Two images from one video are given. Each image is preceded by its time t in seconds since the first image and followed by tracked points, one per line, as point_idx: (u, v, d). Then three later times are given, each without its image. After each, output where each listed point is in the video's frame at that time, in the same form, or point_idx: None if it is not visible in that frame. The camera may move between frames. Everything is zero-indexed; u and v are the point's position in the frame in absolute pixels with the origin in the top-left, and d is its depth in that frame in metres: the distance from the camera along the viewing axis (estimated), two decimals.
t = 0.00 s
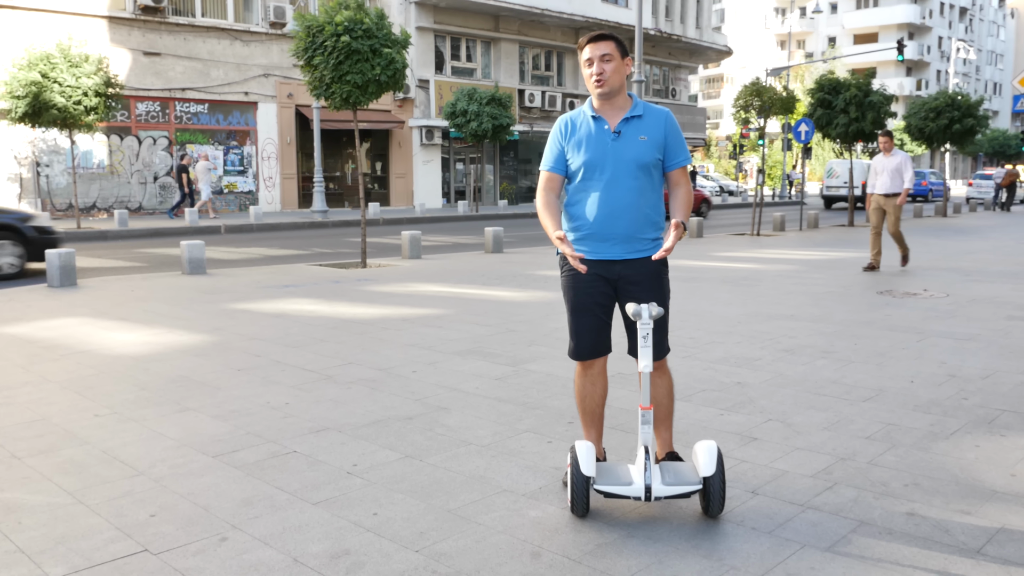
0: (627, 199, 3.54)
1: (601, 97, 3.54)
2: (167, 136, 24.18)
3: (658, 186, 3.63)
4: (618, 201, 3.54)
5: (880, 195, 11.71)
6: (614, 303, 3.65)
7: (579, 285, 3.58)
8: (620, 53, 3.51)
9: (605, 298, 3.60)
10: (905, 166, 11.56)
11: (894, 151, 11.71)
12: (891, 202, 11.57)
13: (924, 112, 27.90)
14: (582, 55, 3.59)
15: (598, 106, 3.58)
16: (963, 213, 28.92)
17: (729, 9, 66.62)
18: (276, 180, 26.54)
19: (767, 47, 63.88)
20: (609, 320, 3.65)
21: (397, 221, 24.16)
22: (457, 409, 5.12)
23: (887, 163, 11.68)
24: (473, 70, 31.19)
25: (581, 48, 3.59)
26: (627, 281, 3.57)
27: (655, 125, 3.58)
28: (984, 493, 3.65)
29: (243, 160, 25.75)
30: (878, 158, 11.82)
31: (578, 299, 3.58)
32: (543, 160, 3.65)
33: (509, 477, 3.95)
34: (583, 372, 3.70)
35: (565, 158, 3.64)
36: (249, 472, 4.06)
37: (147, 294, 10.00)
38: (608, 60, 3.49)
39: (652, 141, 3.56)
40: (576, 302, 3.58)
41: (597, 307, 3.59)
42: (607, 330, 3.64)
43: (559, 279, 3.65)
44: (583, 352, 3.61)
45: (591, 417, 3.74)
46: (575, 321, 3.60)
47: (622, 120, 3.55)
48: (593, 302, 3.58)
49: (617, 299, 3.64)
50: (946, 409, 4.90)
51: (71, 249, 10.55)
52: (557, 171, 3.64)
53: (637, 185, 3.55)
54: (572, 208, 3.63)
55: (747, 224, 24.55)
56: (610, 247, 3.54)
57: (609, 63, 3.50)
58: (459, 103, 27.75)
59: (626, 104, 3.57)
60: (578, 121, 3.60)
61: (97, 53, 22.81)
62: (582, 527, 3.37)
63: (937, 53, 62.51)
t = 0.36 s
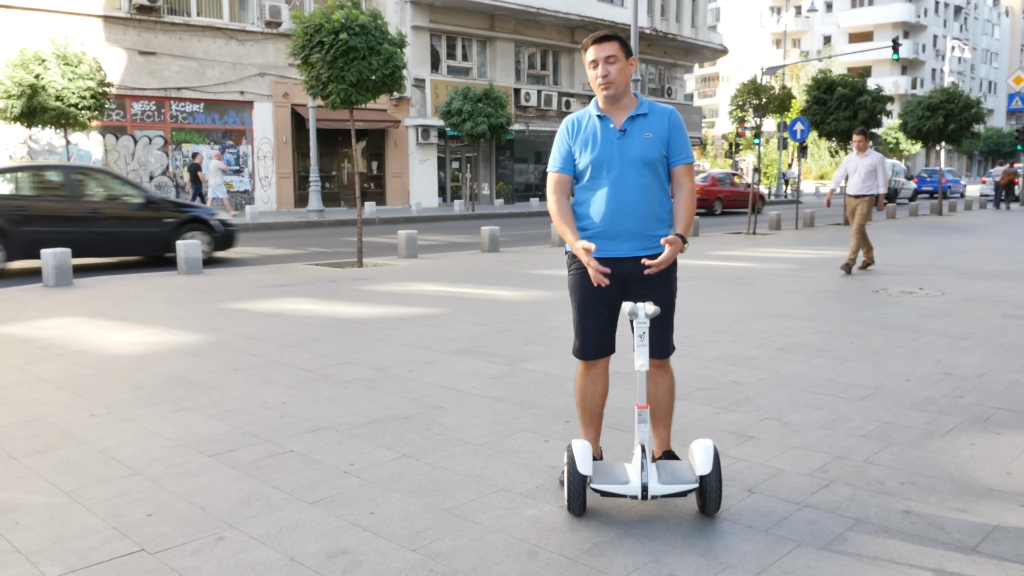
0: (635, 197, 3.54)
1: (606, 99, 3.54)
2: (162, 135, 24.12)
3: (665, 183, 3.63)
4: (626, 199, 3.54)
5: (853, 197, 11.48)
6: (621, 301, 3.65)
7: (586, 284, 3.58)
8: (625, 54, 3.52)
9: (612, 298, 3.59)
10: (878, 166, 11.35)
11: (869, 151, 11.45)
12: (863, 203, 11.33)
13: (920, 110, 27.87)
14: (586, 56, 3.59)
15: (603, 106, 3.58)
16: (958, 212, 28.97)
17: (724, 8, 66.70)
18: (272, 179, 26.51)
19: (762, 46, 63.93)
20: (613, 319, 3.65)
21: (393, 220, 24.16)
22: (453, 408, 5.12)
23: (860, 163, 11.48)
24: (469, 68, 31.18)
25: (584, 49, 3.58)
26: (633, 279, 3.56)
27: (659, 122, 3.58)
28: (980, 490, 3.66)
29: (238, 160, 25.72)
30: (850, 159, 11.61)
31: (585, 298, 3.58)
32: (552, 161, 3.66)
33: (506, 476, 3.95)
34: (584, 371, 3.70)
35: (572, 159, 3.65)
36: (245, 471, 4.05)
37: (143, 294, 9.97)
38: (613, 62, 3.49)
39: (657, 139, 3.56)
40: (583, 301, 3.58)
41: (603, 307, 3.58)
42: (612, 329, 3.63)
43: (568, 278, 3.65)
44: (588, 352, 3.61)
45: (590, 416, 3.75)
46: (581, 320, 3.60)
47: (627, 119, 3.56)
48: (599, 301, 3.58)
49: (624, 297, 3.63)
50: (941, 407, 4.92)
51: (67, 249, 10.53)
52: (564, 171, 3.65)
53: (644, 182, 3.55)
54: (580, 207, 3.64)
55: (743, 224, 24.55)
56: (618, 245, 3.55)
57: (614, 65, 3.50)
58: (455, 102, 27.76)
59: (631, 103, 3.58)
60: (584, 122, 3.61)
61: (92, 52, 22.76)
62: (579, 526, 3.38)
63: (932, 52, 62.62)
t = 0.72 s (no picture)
0: (646, 199, 3.55)
1: (612, 111, 3.52)
2: (163, 136, 24.11)
3: (679, 183, 3.62)
4: (639, 203, 3.55)
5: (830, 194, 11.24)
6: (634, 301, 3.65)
7: (598, 285, 3.58)
8: (628, 68, 3.43)
9: (624, 297, 3.59)
10: (853, 162, 11.06)
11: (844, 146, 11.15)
12: (840, 201, 11.10)
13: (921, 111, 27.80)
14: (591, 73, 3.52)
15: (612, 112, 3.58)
16: (959, 212, 28.92)
17: (725, 8, 66.73)
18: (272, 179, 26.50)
19: (763, 46, 63.93)
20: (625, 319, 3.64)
21: (393, 220, 24.16)
22: (455, 408, 5.12)
23: (837, 160, 11.18)
24: (470, 69, 31.20)
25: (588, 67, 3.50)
26: (645, 278, 3.56)
27: (668, 122, 3.57)
28: (981, 490, 3.66)
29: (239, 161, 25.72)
30: (827, 156, 11.36)
31: (597, 298, 3.58)
32: (564, 168, 3.69)
33: (507, 476, 3.95)
34: (592, 372, 3.70)
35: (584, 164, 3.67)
36: (247, 472, 4.05)
37: (144, 294, 9.97)
38: (617, 82, 3.42)
39: (666, 139, 3.56)
40: (595, 302, 3.58)
41: (615, 306, 3.57)
42: (624, 329, 3.62)
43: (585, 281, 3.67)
44: (599, 352, 3.61)
45: (594, 417, 3.74)
46: (593, 319, 3.60)
47: (636, 122, 3.56)
48: (611, 301, 3.57)
49: (637, 297, 3.63)
50: (943, 408, 4.91)
51: (68, 249, 10.52)
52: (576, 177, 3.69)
53: (655, 185, 3.56)
54: (594, 211, 3.66)
55: (745, 224, 24.51)
56: (632, 247, 3.55)
57: (615, 82, 3.43)
58: (456, 103, 27.75)
59: (641, 105, 3.56)
60: (594, 127, 3.63)
61: (93, 53, 22.78)
62: (580, 526, 3.38)
63: (933, 52, 62.59)
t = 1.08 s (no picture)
0: (641, 203, 3.55)
1: (613, 113, 3.51)
2: (161, 136, 24.12)
3: (675, 187, 3.62)
4: (633, 206, 3.56)
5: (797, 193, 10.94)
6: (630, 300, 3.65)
7: (593, 283, 3.60)
8: (631, 71, 3.41)
9: (620, 296, 3.60)
10: (821, 160, 10.77)
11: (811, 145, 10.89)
12: (807, 200, 10.79)
13: (921, 110, 27.78)
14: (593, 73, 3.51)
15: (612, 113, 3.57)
16: (958, 211, 28.89)
17: (723, 7, 66.76)
18: (271, 180, 26.49)
19: (762, 46, 63.95)
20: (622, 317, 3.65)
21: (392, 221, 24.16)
22: (454, 408, 5.13)
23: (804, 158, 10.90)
24: (468, 69, 31.21)
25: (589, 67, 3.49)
26: (640, 278, 3.58)
27: (668, 126, 3.56)
28: (981, 489, 3.66)
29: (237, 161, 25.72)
30: (794, 153, 11.06)
31: (592, 296, 3.59)
32: (563, 163, 3.70)
33: (506, 477, 3.95)
34: (590, 368, 3.70)
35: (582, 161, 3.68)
36: (246, 472, 4.05)
37: (143, 295, 9.96)
38: (619, 87, 3.41)
39: (664, 144, 3.55)
40: (590, 300, 3.60)
41: (610, 304, 3.59)
42: (619, 328, 3.63)
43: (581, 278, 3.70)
44: (594, 349, 3.62)
45: (593, 414, 3.74)
46: (589, 316, 3.61)
47: (635, 125, 3.56)
48: (607, 298, 3.58)
49: (632, 296, 3.64)
50: (942, 407, 4.91)
51: (66, 250, 10.51)
52: (574, 174, 3.70)
53: (650, 189, 3.56)
54: (590, 210, 3.68)
55: (744, 224, 24.47)
56: (625, 247, 3.57)
57: (617, 85, 3.41)
58: (455, 103, 27.75)
59: (641, 108, 3.55)
60: (593, 126, 3.63)
61: (91, 53, 22.78)
62: (580, 526, 3.38)
63: (931, 51, 62.62)
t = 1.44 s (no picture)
0: (621, 203, 3.56)
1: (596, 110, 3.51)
2: (160, 136, 24.15)
3: (655, 189, 3.62)
4: (612, 206, 3.56)
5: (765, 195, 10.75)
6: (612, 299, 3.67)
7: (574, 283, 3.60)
8: (617, 70, 3.43)
9: (602, 295, 3.61)
10: (790, 163, 10.77)
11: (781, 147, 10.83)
12: (775, 203, 10.62)
13: (920, 107, 27.76)
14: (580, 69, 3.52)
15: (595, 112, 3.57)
16: (957, 210, 28.90)
17: (722, 6, 66.82)
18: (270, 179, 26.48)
19: (761, 45, 63.98)
20: (606, 316, 3.66)
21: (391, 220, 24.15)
22: (453, 408, 5.13)
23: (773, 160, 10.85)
24: (467, 68, 31.20)
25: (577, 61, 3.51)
26: (621, 278, 3.59)
27: (651, 128, 3.56)
28: (979, 488, 3.66)
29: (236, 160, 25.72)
30: (763, 154, 10.94)
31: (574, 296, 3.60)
32: (544, 160, 3.70)
33: (505, 476, 3.95)
34: (581, 367, 3.70)
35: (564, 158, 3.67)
36: (245, 472, 4.05)
37: (142, 295, 9.96)
38: (604, 84, 3.43)
39: (647, 146, 3.55)
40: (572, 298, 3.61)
41: (593, 303, 3.60)
42: (603, 327, 3.65)
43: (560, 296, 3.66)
44: (580, 347, 3.63)
45: (588, 413, 3.74)
46: (573, 315, 3.62)
47: (618, 125, 3.56)
48: (590, 297, 3.59)
49: (614, 296, 3.65)
50: (941, 406, 4.92)
51: (65, 249, 10.50)
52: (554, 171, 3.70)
53: (631, 189, 3.56)
54: (569, 208, 3.68)
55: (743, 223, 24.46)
56: (604, 247, 3.58)
57: (603, 82, 3.42)
58: (455, 102, 27.76)
59: (624, 108, 3.54)
60: (576, 124, 3.62)
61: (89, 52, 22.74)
62: (579, 525, 3.38)
63: (930, 50, 62.66)
